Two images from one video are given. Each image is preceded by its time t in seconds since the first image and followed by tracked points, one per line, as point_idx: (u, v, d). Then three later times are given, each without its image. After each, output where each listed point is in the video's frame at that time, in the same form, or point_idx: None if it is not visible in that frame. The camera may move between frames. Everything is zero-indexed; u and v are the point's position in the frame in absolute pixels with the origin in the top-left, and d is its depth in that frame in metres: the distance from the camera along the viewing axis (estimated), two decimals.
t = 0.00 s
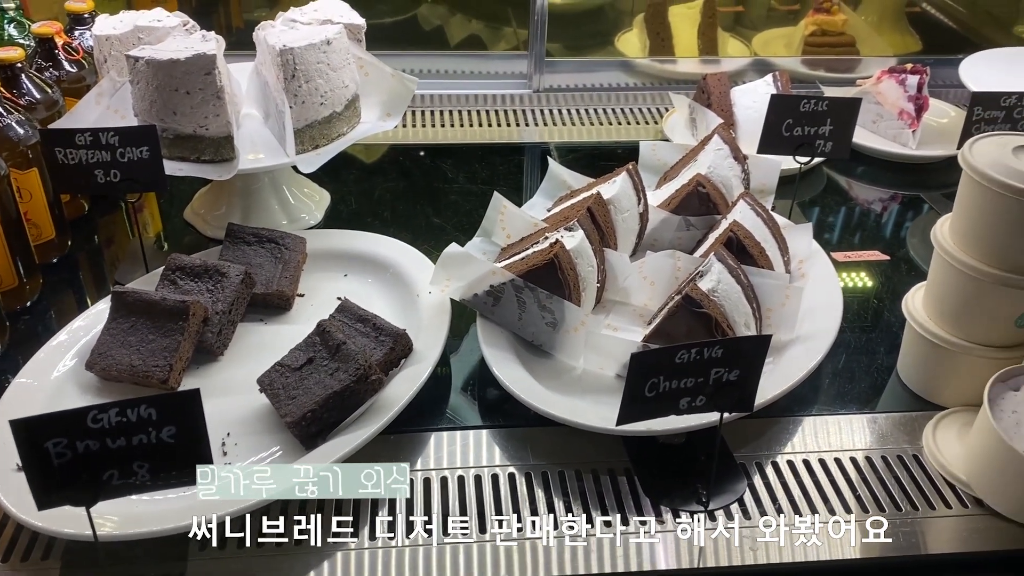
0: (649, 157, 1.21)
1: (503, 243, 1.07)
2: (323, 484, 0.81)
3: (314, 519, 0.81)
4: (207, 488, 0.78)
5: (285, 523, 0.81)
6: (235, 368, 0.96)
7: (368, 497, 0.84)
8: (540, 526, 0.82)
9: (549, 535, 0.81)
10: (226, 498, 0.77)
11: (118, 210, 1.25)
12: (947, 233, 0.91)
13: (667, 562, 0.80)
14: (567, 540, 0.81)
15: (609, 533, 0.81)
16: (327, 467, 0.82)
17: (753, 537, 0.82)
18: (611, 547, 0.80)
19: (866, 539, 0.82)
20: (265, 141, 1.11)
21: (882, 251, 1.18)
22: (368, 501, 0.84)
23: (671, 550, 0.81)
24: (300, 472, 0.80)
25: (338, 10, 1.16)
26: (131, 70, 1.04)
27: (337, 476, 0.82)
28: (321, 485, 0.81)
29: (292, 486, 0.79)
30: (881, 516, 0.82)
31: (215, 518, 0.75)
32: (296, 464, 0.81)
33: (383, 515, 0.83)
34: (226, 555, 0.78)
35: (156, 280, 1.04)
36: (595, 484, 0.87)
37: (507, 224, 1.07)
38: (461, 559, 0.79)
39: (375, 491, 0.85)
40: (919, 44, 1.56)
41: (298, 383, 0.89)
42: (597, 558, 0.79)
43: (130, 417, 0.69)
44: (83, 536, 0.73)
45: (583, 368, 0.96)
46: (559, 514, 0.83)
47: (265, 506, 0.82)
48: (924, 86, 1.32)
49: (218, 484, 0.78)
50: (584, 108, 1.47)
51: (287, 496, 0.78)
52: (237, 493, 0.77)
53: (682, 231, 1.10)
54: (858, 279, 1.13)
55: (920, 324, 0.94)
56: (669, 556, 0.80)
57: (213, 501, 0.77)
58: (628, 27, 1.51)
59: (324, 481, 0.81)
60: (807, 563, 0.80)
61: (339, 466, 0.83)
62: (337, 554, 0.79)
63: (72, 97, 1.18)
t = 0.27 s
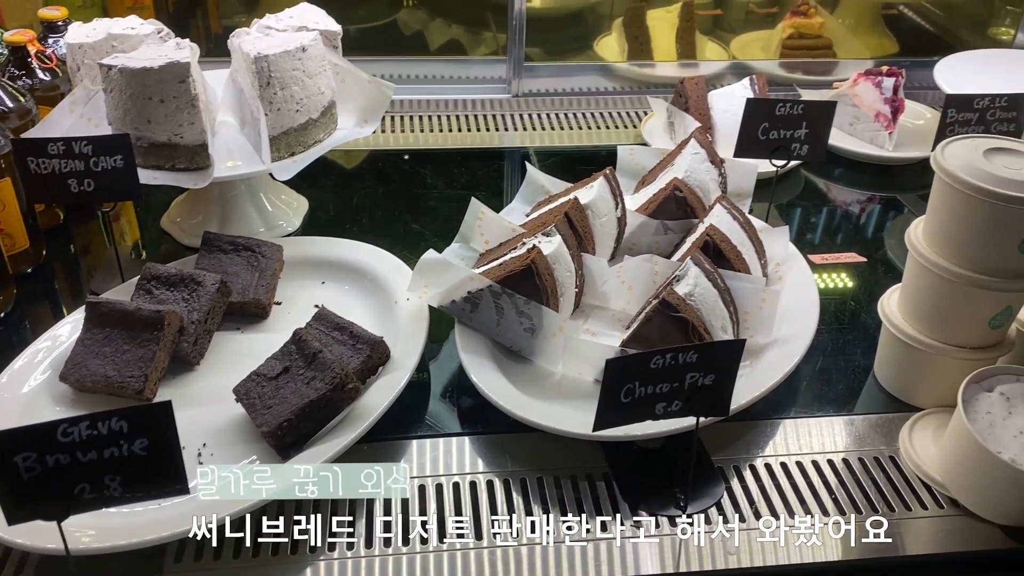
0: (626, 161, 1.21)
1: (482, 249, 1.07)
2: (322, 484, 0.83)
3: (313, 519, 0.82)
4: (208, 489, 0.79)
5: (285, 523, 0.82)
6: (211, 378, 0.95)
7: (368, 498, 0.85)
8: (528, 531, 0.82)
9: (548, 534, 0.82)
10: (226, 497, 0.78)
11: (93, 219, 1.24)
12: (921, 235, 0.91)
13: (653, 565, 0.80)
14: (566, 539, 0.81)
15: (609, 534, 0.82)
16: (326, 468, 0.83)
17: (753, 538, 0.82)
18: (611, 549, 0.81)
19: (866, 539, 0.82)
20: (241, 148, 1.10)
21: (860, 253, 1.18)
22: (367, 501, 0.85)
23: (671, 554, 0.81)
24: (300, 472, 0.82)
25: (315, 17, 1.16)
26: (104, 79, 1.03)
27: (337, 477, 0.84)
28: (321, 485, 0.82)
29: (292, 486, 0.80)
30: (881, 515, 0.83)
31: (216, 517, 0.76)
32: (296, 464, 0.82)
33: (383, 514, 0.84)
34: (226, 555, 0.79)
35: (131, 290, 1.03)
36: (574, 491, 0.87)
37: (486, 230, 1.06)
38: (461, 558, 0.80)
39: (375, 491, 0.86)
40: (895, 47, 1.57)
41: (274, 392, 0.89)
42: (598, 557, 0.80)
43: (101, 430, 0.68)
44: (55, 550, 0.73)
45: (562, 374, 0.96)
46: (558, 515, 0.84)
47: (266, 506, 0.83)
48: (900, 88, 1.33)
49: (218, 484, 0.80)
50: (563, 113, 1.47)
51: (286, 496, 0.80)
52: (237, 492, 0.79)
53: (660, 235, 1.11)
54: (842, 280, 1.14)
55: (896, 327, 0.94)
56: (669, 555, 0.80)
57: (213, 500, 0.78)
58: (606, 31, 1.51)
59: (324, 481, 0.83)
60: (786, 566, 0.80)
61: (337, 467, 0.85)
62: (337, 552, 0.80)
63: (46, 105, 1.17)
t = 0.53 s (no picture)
0: (601, 164, 1.22)
1: (456, 253, 1.06)
2: (322, 484, 0.84)
3: (313, 519, 0.83)
4: (208, 489, 0.80)
5: (285, 524, 0.82)
6: (181, 387, 0.94)
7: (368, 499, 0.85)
8: (501, 538, 0.82)
9: (549, 533, 0.82)
10: (226, 497, 0.79)
11: (64, 227, 1.23)
12: (891, 235, 0.91)
13: (635, 567, 0.80)
14: (567, 538, 0.82)
15: (610, 532, 0.83)
16: (326, 468, 0.86)
17: (753, 538, 0.83)
18: (611, 549, 0.81)
19: (866, 539, 0.83)
20: (212, 154, 1.09)
21: (833, 253, 1.19)
22: (369, 501, 0.86)
23: (672, 556, 0.81)
24: (300, 472, 0.83)
25: (286, 21, 1.15)
26: (70, 85, 1.02)
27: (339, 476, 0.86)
28: (321, 485, 0.84)
29: (292, 485, 0.82)
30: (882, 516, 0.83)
31: (215, 518, 0.77)
32: (295, 464, 0.83)
33: (382, 514, 0.84)
34: (225, 554, 0.79)
35: (100, 298, 1.02)
36: (548, 496, 0.86)
37: (459, 234, 1.06)
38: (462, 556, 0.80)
39: (376, 491, 0.86)
40: (870, 48, 1.58)
41: (244, 401, 0.88)
42: (600, 556, 0.80)
43: (63, 442, 0.67)
44: (19, 564, 0.72)
45: (536, 378, 0.95)
46: (559, 514, 0.84)
47: (266, 506, 0.84)
48: (873, 88, 1.33)
49: (218, 484, 0.81)
50: (540, 116, 1.47)
51: (285, 495, 0.82)
52: (237, 492, 0.80)
53: (634, 238, 1.11)
54: (822, 279, 1.14)
55: (868, 327, 0.94)
56: (669, 555, 0.81)
57: (213, 500, 0.79)
58: (582, 33, 1.52)
59: (323, 481, 0.84)
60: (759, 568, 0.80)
61: (337, 468, 0.86)
62: (340, 551, 0.81)
63: (13, 112, 1.16)
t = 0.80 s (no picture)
0: (572, 167, 1.21)
1: (426, 258, 1.05)
2: (322, 484, 0.86)
3: (314, 518, 0.83)
4: (208, 489, 0.80)
5: (286, 524, 0.82)
6: (146, 398, 0.93)
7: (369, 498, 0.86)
8: (470, 545, 0.81)
9: (549, 534, 0.82)
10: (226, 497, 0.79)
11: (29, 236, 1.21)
12: (857, 236, 0.91)
13: (620, 567, 0.80)
14: (566, 538, 0.82)
15: (610, 533, 0.83)
16: (326, 469, 0.87)
17: (753, 538, 0.83)
18: (611, 551, 0.81)
19: (865, 538, 0.83)
20: (177, 160, 1.08)
21: (803, 254, 1.19)
22: (369, 501, 0.86)
23: (673, 555, 0.81)
24: (300, 472, 0.85)
25: (251, 27, 1.14)
26: (31, 93, 1.01)
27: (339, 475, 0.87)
28: (321, 485, 0.85)
29: (292, 485, 0.84)
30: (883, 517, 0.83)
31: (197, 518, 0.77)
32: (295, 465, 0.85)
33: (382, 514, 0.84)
34: (225, 553, 0.79)
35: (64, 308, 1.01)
36: (517, 502, 0.86)
37: (429, 239, 1.05)
38: (463, 555, 0.80)
39: (376, 491, 0.87)
40: (841, 49, 1.59)
41: (208, 411, 0.87)
42: (603, 555, 0.81)
43: (16, 457, 0.66)
44: None
45: (506, 383, 0.94)
46: (558, 514, 0.84)
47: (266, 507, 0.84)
48: (843, 89, 1.33)
49: (217, 484, 0.81)
50: (512, 119, 1.46)
51: (285, 495, 0.83)
52: (237, 492, 0.80)
53: (605, 241, 1.10)
54: (799, 279, 1.15)
55: (837, 328, 0.95)
56: (670, 553, 0.81)
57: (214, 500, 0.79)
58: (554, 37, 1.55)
59: (323, 481, 0.86)
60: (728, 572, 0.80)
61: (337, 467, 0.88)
62: (342, 551, 0.80)
63: None
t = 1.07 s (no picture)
0: (540, 170, 1.20)
1: (391, 264, 1.04)
2: (323, 484, 0.86)
3: (314, 518, 0.83)
4: (208, 488, 0.78)
5: (284, 525, 0.83)
6: (105, 409, 0.91)
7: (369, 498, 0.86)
8: (433, 554, 0.80)
9: (549, 534, 0.82)
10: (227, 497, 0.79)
11: None
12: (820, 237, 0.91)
13: (600, 569, 0.79)
14: (567, 538, 0.82)
15: (610, 534, 0.83)
16: (326, 469, 0.87)
17: (753, 538, 0.83)
18: (612, 552, 0.81)
19: (866, 539, 0.83)
20: (138, 167, 1.06)
21: (771, 255, 1.19)
22: (369, 501, 0.86)
23: (674, 555, 0.81)
24: (300, 472, 0.85)
25: (212, 32, 1.13)
26: None
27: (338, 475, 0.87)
28: (321, 486, 0.86)
29: (292, 485, 0.84)
30: (884, 518, 0.83)
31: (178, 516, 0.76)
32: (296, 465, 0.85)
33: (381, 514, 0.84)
34: (224, 553, 0.80)
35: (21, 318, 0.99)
36: (481, 509, 0.85)
37: (394, 244, 1.04)
38: (461, 556, 0.80)
39: (375, 491, 0.86)
40: (810, 49, 1.59)
41: (167, 421, 0.86)
42: (606, 555, 0.81)
43: None
44: None
45: (472, 389, 0.93)
46: (558, 514, 0.84)
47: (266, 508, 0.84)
48: (810, 90, 1.33)
49: (219, 484, 0.79)
50: (480, 122, 1.44)
51: (285, 495, 0.84)
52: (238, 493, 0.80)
53: (572, 244, 1.10)
54: (773, 279, 1.15)
55: (802, 329, 0.94)
56: (671, 552, 0.81)
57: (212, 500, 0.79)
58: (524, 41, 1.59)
59: (323, 482, 0.86)
60: None
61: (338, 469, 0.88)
62: (341, 550, 0.80)
63: None
